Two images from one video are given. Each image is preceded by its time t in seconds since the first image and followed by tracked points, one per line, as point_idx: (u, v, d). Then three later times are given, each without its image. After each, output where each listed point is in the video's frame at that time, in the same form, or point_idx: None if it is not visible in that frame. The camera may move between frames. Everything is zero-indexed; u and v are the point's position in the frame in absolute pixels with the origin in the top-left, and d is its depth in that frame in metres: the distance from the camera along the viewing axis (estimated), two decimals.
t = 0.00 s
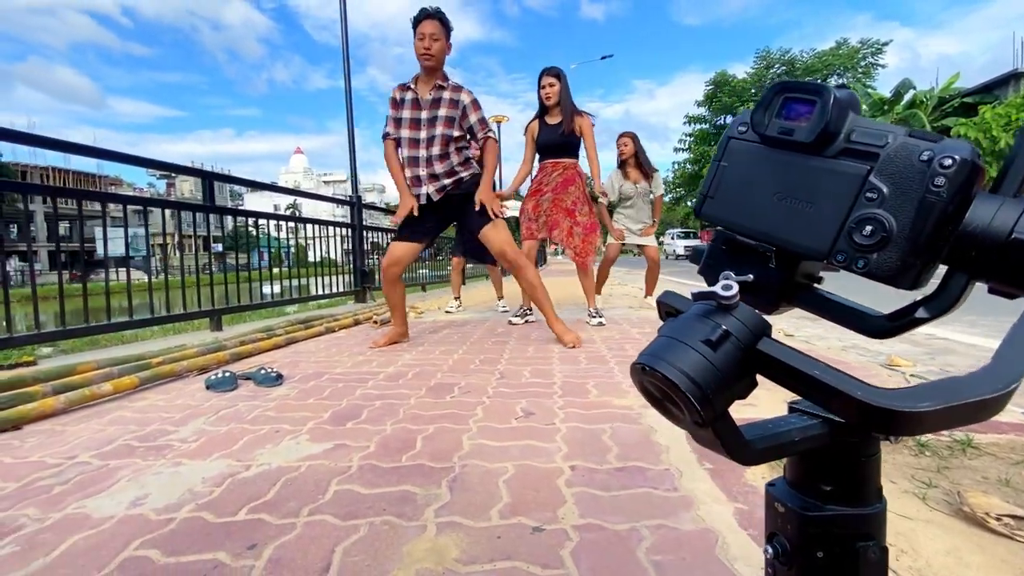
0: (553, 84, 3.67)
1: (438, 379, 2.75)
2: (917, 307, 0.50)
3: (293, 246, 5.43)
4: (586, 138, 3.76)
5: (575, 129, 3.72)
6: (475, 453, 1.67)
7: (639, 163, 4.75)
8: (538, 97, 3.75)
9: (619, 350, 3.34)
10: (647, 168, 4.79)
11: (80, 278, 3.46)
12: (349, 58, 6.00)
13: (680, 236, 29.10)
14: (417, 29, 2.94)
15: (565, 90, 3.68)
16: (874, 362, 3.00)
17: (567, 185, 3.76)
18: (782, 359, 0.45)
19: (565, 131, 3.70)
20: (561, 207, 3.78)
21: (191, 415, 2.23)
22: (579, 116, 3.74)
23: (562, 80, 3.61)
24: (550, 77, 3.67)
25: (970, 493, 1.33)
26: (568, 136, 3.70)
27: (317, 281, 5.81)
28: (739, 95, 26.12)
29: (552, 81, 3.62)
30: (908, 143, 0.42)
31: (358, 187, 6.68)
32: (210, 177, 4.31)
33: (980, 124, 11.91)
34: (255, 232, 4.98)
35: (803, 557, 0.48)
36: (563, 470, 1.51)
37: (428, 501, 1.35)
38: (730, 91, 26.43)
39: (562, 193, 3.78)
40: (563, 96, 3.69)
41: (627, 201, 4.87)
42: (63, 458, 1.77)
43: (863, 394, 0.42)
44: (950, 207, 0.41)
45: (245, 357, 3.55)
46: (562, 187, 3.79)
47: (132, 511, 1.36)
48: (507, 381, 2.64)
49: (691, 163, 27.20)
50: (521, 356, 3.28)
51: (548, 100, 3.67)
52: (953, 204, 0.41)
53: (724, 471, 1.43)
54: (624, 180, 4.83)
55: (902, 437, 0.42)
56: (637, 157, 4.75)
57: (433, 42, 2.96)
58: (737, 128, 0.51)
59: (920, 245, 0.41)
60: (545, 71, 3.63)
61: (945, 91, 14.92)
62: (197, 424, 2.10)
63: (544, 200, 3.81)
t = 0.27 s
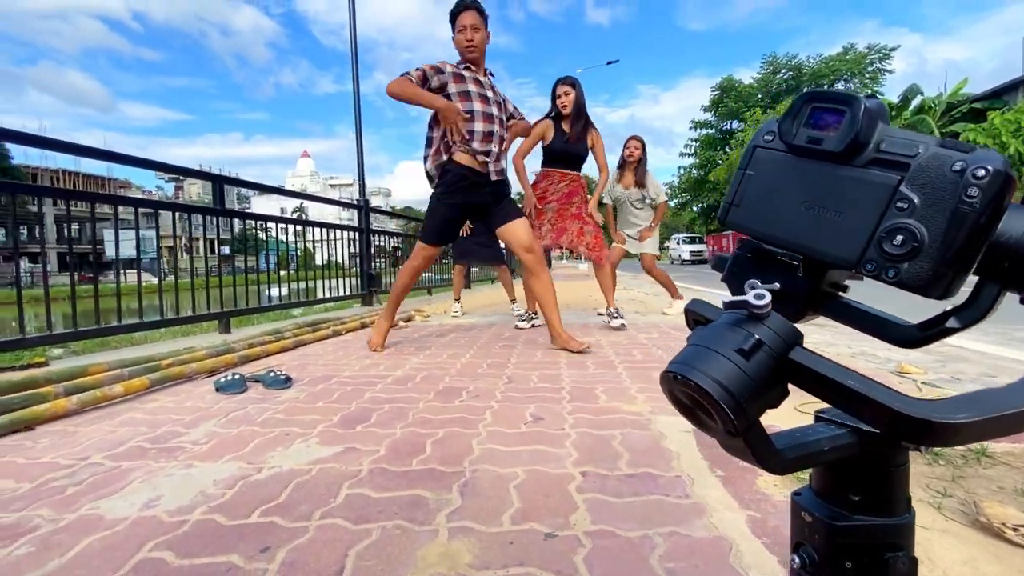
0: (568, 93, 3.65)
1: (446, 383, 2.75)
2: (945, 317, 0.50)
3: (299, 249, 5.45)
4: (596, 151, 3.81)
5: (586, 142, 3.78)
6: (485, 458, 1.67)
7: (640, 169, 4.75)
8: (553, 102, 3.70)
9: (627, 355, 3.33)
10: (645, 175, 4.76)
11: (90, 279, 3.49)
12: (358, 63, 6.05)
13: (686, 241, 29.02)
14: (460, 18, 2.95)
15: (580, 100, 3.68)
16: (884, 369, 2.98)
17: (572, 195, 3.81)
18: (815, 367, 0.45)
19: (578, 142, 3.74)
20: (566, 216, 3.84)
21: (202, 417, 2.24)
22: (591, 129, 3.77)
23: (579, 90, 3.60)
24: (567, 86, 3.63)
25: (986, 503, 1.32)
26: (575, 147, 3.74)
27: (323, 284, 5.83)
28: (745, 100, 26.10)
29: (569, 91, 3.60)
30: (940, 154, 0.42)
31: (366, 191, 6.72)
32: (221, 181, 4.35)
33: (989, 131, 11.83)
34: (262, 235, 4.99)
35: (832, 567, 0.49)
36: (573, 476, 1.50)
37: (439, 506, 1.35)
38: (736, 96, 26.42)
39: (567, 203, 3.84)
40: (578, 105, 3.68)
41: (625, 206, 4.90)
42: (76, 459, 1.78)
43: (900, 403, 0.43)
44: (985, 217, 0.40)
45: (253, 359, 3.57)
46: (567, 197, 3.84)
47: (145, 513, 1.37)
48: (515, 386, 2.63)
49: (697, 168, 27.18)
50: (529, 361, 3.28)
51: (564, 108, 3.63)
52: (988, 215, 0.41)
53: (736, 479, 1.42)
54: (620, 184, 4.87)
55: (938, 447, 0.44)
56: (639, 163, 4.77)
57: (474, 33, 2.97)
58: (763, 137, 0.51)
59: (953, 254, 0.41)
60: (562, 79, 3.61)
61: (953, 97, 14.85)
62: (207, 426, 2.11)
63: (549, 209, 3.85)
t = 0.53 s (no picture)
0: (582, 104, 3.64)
1: (454, 389, 2.75)
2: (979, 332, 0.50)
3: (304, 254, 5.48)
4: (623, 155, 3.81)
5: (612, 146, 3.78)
6: (496, 465, 1.67)
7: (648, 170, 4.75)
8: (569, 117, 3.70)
9: (634, 363, 3.33)
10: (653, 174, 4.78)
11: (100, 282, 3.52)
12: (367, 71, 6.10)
13: (691, 248, 28.97)
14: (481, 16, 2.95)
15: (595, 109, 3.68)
16: (894, 380, 2.96)
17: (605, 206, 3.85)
18: (847, 383, 0.47)
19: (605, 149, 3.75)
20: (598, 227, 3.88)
21: (212, 421, 2.25)
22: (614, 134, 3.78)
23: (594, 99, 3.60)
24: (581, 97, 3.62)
25: (1002, 517, 1.31)
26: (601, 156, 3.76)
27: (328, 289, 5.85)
28: (751, 108, 26.13)
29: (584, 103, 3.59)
30: (973, 174, 0.42)
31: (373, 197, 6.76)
32: (229, 186, 4.41)
33: (996, 140, 11.79)
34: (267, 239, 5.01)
35: None
36: (585, 485, 1.50)
37: (452, 514, 1.35)
38: (741, 104, 26.47)
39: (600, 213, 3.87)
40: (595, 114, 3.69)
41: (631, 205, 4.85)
42: (89, 463, 1.79)
43: (937, 421, 0.45)
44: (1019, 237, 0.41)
45: (261, 363, 3.59)
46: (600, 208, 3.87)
47: (159, 518, 1.38)
48: (524, 393, 2.63)
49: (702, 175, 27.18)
50: (536, 368, 3.28)
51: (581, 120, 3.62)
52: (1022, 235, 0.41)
53: (749, 490, 1.42)
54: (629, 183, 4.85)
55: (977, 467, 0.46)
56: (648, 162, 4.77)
57: (494, 31, 2.94)
58: (792, 153, 0.52)
59: (986, 273, 0.41)
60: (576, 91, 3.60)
61: (960, 106, 14.82)
62: (218, 431, 2.12)
63: (581, 218, 3.89)
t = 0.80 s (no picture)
0: (573, 107, 3.70)
1: (463, 397, 2.75)
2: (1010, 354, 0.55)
3: (309, 259, 5.50)
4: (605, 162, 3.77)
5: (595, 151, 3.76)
6: (508, 475, 1.66)
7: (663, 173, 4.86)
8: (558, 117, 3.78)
9: (643, 372, 3.32)
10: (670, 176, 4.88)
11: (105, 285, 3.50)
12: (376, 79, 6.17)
13: (695, 257, 28.92)
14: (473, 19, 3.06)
15: (585, 114, 3.72)
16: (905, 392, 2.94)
17: (592, 209, 3.81)
18: (892, 399, 0.52)
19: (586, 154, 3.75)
20: (588, 231, 3.84)
21: (222, 427, 2.26)
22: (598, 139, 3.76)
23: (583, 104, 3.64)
24: (573, 100, 3.70)
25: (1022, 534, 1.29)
26: (591, 155, 3.74)
27: (331, 294, 5.86)
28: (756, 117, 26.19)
29: (575, 105, 3.66)
30: (1015, 196, 0.46)
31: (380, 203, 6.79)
32: (240, 193, 4.49)
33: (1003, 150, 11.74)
34: (272, 244, 5.03)
35: None
36: (599, 496, 1.49)
37: (465, 524, 1.34)
38: (746, 113, 26.54)
39: (589, 218, 3.85)
40: (581, 119, 3.72)
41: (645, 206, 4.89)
42: (101, 468, 1.79)
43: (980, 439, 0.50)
44: None
45: (269, 369, 3.59)
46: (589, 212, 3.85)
47: (173, 524, 1.38)
48: (533, 402, 2.63)
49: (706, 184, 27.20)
50: (544, 377, 3.27)
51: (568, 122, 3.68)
52: None
53: (764, 503, 1.41)
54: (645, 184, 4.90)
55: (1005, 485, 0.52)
56: (662, 166, 4.87)
57: (483, 33, 3.04)
58: (827, 171, 0.55)
59: None
60: (568, 93, 3.68)
61: (967, 117, 14.78)
62: (228, 437, 2.12)
63: (571, 225, 3.92)
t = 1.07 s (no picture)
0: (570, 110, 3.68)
1: (470, 407, 2.74)
2: None
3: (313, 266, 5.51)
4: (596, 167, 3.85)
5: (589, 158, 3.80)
6: (519, 487, 1.65)
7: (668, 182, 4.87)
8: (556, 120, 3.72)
9: (649, 383, 3.30)
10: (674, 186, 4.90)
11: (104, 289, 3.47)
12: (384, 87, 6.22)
13: (699, 267, 28.86)
14: None
15: (582, 118, 3.72)
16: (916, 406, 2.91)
17: (566, 215, 3.92)
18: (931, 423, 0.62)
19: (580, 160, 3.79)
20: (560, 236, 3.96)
21: (230, 434, 2.26)
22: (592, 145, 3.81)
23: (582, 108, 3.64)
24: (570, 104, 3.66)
25: None
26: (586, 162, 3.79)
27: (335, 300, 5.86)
28: (760, 128, 26.24)
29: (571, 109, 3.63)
30: None
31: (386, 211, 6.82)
32: (250, 200, 4.55)
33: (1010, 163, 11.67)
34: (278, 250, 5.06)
35: None
36: (611, 510, 1.48)
37: (478, 536, 1.34)
38: (750, 124, 26.61)
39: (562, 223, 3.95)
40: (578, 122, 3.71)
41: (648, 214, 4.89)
42: (111, 474, 1.79)
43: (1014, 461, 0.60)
44: None
45: (275, 376, 3.60)
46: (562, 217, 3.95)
47: (185, 532, 1.38)
48: (540, 412, 2.62)
49: (710, 194, 27.22)
50: (551, 386, 3.26)
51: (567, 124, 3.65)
52: None
53: (778, 518, 1.40)
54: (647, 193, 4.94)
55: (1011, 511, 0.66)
56: (666, 176, 4.90)
57: (489, 17, 2.88)
58: (863, 194, 0.66)
59: None
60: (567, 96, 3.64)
61: (972, 129, 14.75)
62: (237, 444, 2.12)
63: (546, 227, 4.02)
